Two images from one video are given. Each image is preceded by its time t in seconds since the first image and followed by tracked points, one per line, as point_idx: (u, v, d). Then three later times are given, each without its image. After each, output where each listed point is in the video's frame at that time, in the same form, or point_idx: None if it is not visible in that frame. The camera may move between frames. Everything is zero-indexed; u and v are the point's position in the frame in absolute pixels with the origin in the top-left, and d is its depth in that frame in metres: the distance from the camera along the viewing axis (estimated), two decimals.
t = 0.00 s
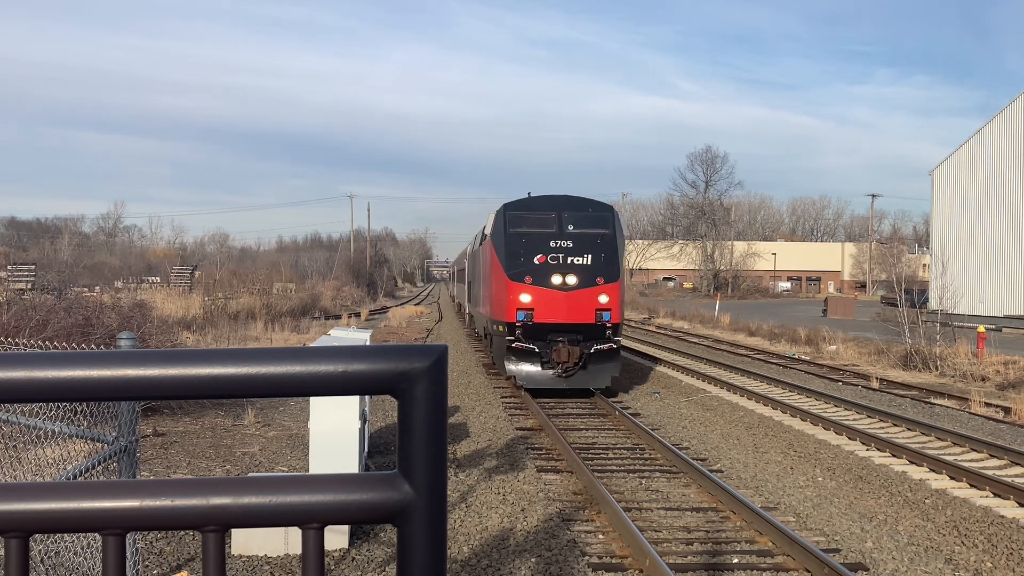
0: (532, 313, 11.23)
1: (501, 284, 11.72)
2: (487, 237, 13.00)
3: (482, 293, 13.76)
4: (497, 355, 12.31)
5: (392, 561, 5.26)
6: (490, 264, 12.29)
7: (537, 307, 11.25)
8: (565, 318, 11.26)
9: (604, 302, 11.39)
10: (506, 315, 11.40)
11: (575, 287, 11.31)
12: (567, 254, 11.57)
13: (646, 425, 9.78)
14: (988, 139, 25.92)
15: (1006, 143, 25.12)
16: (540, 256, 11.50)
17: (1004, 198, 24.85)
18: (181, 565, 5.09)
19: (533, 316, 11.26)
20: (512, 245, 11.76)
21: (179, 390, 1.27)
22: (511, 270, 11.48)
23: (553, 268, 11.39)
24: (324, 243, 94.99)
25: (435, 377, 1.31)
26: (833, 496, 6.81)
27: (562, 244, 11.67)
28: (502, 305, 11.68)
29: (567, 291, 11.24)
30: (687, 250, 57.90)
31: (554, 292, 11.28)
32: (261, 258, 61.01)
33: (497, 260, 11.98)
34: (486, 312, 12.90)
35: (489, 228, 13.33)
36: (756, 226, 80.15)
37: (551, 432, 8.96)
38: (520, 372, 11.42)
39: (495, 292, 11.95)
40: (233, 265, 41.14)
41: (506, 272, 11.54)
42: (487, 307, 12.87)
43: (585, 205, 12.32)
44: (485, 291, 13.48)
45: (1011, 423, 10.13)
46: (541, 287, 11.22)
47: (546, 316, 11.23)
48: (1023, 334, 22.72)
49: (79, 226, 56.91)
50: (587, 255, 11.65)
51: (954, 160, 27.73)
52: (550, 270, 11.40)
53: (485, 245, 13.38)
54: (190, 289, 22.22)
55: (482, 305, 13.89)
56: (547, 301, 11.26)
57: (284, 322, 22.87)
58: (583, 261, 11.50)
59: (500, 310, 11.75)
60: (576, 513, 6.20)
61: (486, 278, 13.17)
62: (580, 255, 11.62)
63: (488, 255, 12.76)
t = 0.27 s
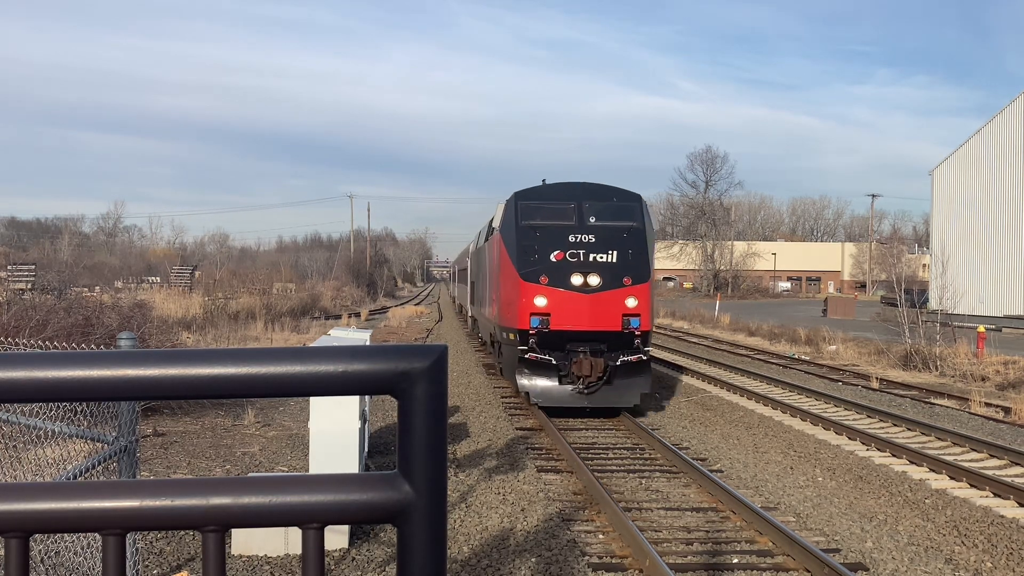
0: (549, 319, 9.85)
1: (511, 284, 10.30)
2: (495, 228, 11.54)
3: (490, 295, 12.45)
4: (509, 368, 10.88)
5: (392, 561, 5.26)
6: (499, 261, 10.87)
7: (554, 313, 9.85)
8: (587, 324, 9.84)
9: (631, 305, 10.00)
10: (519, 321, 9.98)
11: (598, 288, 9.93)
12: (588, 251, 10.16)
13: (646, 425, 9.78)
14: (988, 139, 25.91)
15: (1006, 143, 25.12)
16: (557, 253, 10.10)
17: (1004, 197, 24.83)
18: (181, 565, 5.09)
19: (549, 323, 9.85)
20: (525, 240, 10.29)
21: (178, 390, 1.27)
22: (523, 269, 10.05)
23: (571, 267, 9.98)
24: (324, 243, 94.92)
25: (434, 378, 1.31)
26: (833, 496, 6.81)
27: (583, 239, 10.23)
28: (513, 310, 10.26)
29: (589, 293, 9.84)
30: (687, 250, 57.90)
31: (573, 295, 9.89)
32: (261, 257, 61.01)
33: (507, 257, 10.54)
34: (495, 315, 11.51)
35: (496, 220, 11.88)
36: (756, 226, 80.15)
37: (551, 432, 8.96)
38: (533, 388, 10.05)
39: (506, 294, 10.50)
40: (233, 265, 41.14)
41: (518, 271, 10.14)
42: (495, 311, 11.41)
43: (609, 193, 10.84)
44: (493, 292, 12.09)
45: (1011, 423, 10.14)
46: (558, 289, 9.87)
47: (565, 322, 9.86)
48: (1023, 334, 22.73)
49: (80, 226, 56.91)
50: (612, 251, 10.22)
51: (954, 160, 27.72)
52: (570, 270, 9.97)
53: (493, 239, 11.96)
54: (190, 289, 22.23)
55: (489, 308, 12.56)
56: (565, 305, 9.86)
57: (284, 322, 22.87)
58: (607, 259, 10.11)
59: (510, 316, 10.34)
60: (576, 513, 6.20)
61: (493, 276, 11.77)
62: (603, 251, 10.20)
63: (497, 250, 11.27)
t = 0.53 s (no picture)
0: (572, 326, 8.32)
1: (526, 284, 8.80)
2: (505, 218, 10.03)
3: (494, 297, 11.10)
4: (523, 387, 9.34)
5: (392, 561, 5.26)
6: (510, 256, 9.40)
7: (578, 319, 8.34)
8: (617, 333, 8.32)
9: (670, 310, 8.47)
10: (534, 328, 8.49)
11: (630, 290, 8.41)
12: (618, 246, 8.62)
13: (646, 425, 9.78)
14: (987, 139, 25.90)
15: (1006, 143, 25.11)
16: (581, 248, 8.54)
17: (1004, 197, 24.83)
18: (181, 565, 5.09)
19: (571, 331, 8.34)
20: (542, 233, 8.76)
21: (179, 389, 1.27)
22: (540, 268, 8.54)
23: (597, 265, 8.48)
24: (324, 243, 94.84)
25: (434, 378, 1.31)
26: (833, 496, 6.80)
27: (611, 232, 8.72)
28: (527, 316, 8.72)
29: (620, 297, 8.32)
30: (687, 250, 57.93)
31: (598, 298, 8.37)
32: (261, 258, 61.03)
33: (520, 253, 9.05)
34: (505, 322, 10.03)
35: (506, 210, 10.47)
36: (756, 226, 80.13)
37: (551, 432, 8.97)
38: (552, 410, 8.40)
39: (518, 296, 8.99)
40: (233, 265, 41.15)
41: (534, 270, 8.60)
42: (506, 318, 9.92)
43: (638, 179, 9.44)
44: (499, 293, 10.69)
45: (1011, 423, 10.13)
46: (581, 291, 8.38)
47: (590, 330, 8.32)
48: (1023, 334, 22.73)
49: (80, 226, 56.91)
50: (646, 246, 8.67)
51: (954, 160, 27.72)
52: (596, 268, 8.46)
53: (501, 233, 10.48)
54: (190, 289, 22.24)
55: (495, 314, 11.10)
56: (590, 311, 8.34)
57: (285, 322, 22.90)
58: (639, 256, 8.59)
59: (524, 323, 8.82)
60: (576, 513, 6.20)
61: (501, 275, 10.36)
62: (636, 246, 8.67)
63: (506, 244, 9.82)
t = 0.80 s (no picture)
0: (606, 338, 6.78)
1: (544, 286, 7.33)
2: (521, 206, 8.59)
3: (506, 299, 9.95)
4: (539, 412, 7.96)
5: (392, 561, 5.26)
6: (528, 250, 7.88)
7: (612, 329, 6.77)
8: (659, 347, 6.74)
9: (725, 318, 6.89)
10: (555, 339, 6.97)
11: (675, 294, 6.82)
12: (659, 239, 7.00)
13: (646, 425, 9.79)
14: (987, 138, 25.88)
15: (1006, 143, 25.09)
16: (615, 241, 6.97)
17: (1004, 197, 24.82)
18: (181, 565, 5.09)
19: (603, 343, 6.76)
20: (564, 223, 7.19)
21: (179, 390, 1.27)
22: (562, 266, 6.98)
23: (634, 263, 6.88)
24: (324, 243, 94.75)
25: (435, 378, 1.31)
26: (834, 496, 6.80)
27: (651, 221, 7.11)
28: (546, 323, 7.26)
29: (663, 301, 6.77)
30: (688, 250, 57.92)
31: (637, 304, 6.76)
32: (261, 258, 61.04)
33: (537, 247, 7.55)
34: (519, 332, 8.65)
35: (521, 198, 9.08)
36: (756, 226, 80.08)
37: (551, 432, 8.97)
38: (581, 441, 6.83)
39: (535, 299, 7.51)
40: (233, 265, 41.14)
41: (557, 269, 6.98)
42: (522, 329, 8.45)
43: (683, 155, 7.83)
44: (512, 296, 9.29)
45: (1011, 423, 10.13)
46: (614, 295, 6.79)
47: (626, 343, 6.75)
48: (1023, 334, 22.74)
49: (80, 226, 56.92)
50: (695, 238, 7.06)
51: (954, 160, 27.70)
52: (632, 267, 6.87)
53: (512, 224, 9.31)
54: (190, 289, 22.24)
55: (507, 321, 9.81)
56: (626, 320, 6.77)
57: (285, 322, 22.90)
58: (686, 250, 6.96)
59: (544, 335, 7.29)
60: (576, 513, 6.20)
61: (515, 274, 9.05)
62: (683, 238, 7.05)
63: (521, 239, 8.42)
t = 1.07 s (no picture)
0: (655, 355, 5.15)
1: (565, 289, 5.87)
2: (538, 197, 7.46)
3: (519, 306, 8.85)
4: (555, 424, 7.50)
5: (392, 561, 5.26)
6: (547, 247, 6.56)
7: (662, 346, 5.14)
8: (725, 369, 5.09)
9: (816, 331, 5.16)
10: (585, 357, 5.42)
11: (749, 300, 5.14)
12: (725, 227, 5.43)
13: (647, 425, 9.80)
14: (987, 139, 25.86)
15: (1006, 144, 25.07)
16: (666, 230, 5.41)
17: (1004, 198, 24.81)
18: (181, 565, 5.09)
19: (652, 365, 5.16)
20: (595, 206, 5.69)
21: (179, 390, 1.27)
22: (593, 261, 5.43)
23: (691, 259, 5.26)
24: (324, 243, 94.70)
25: (435, 378, 1.31)
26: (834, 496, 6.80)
27: (712, 205, 5.57)
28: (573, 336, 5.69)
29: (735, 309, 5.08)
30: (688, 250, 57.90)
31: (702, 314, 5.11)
32: (261, 258, 61.02)
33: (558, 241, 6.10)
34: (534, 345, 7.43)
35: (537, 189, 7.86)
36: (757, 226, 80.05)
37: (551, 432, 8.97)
38: (626, 494, 5.18)
39: (557, 307, 6.05)
40: (233, 265, 41.14)
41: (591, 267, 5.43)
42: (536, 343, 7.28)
43: (747, 123, 6.32)
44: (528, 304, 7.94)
45: (1012, 423, 10.13)
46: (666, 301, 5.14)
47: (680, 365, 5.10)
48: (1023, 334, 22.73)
49: (80, 226, 56.91)
50: (770, 225, 5.44)
51: (953, 160, 27.70)
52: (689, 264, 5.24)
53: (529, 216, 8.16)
54: (190, 289, 22.23)
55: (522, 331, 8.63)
56: (679, 335, 5.12)
57: (285, 322, 22.89)
58: (761, 243, 5.34)
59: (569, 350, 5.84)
60: (576, 513, 6.20)
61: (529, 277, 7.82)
62: (757, 225, 5.43)
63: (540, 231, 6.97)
